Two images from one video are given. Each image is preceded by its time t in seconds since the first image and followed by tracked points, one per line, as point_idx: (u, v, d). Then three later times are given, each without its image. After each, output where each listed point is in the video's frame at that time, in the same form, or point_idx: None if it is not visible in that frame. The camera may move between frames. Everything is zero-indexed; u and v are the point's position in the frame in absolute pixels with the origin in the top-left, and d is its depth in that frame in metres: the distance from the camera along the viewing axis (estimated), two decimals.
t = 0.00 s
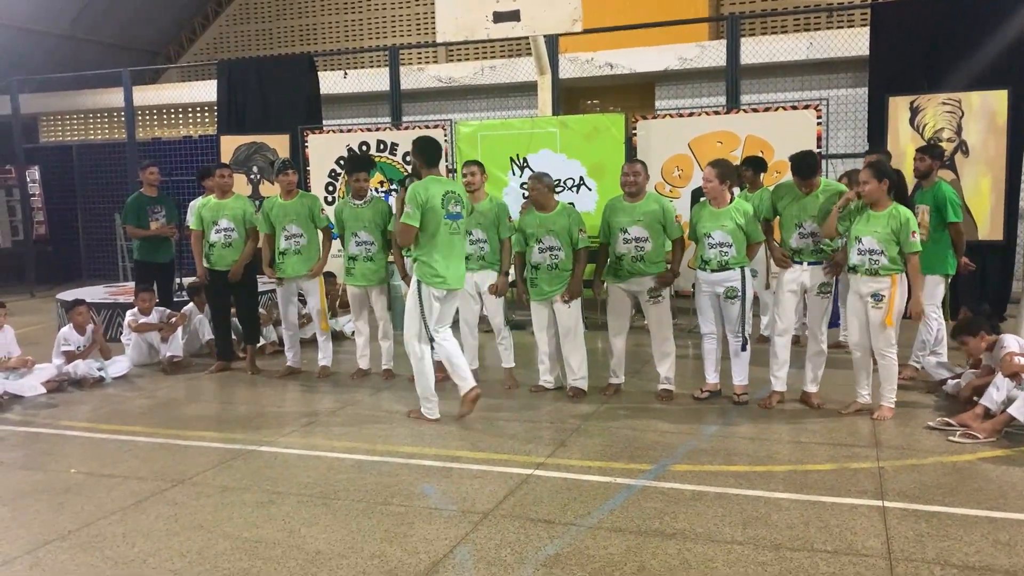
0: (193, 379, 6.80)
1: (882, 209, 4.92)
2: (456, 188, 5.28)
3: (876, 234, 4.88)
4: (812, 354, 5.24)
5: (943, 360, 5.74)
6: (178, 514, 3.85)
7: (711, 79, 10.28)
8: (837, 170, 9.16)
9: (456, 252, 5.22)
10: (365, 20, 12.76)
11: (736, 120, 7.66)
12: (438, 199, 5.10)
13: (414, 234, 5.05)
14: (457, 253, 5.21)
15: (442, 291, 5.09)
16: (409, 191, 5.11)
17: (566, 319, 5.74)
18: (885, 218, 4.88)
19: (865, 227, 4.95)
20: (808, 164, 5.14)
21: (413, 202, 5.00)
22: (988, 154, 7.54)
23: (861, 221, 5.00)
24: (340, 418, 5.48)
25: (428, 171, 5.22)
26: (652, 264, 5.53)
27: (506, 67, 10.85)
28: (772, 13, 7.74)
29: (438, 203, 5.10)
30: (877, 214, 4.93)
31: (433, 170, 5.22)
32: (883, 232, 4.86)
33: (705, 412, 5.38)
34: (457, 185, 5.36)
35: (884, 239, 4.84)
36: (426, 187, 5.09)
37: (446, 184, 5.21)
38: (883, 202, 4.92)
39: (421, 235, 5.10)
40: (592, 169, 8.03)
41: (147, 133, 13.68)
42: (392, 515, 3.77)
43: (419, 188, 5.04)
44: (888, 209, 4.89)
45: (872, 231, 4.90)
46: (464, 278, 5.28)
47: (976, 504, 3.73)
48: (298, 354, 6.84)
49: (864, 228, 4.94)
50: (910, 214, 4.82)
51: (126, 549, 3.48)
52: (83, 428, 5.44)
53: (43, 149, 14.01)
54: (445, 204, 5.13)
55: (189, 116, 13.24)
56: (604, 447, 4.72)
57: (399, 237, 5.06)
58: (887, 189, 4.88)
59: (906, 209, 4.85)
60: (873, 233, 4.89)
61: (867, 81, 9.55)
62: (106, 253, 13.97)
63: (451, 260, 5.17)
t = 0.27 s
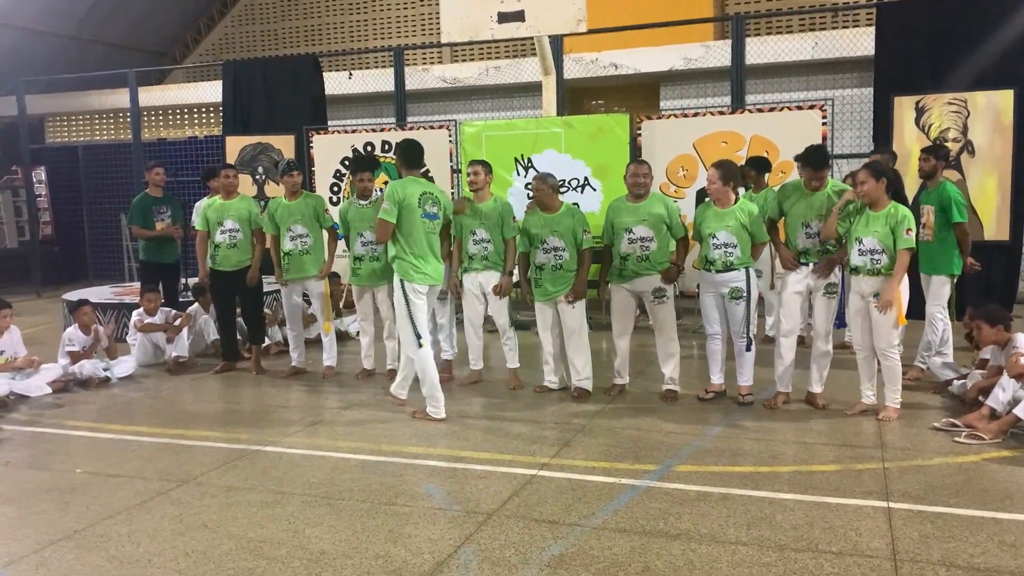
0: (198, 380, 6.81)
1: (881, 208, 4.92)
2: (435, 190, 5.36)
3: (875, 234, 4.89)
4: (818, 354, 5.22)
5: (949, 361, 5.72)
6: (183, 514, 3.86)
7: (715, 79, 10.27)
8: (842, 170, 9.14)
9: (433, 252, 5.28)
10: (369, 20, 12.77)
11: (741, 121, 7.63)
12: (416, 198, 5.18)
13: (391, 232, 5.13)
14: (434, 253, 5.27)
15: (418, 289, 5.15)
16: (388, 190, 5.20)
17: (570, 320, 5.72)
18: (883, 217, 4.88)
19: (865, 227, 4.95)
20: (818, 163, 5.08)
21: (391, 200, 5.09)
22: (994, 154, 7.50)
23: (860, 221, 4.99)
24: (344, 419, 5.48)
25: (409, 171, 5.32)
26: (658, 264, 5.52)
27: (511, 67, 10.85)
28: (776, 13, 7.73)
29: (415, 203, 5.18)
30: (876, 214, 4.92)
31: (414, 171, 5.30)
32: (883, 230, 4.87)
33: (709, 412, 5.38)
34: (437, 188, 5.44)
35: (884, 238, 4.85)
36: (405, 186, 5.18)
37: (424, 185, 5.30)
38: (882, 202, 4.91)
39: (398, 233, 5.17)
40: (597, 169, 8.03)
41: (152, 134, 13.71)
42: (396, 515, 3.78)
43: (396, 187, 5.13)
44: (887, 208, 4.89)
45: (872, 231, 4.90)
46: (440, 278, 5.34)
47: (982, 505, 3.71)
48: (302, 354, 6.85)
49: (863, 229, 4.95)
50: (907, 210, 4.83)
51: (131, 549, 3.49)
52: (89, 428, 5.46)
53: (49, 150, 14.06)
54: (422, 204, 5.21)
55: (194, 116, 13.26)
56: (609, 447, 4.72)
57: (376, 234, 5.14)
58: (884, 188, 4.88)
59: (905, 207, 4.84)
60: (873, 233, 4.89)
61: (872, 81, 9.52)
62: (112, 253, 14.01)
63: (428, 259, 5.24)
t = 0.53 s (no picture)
0: (203, 380, 6.83)
1: (880, 209, 4.89)
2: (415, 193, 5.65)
3: (876, 236, 4.85)
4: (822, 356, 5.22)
5: (954, 362, 5.70)
6: (188, 514, 3.87)
7: (720, 80, 10.26)
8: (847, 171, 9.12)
9: (408, 251, 5.55)
10: (374, 21, 12.79)
11: (746, 121, 7.63)
12: (393, 197, 5.48)
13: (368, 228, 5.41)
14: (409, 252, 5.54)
15: (389, 284, 5.43)
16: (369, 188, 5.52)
17: (574, 320, 5.72)
18: (883, 218, 4.85)
19: (866, 229, 4.92)
20: (824, 158, 5.04)
21: (368, 196, 5.38)
22: (1000, 155, 7.48)
23: (861, 223, 4.96)
24: (349, 419, 5.49)
25: (393, 172, 5.63)
26: (663, 264, 5.52)
27: (516, 68, 10.85)
28: (782, 13, 7.72)
29: (392, 202, 5.48)
30: (875, 215, 4.90)
31: (398, 172, 5.61)
32: (883, 232, 4.83)
33: (713, 413, 5.37)
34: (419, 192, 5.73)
35: (884, 240, 4.81)
36: (385, 185, 5.49)
37: (404, 187, 5.59)
38: (881, 202, 4.88)
39: (375, 229, 5.47)
40: (602, 170, 8.02)
41: (157, 134, 13.74)
42: (401, 516, 3.78)
43: (375, 184, 5.44)
44: (886, 209, 4.86)
45: (872, 233, 4.87)
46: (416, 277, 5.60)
47: (987, 507, 3.70)
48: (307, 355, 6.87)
49: (864, 231, 4.92)
50: (910, 212, 4.78)
51: (136, 548, 3.50)
52: (94, 427, 5.48)
53: (55, 151, 14.10)
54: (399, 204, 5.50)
55: (199, 117, 13.29)
56: (613, 448, 4.72)
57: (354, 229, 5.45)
58: (884, 188, 4.84)
59: (904, 208, 4.81)
60: (874, 235, 4.86)
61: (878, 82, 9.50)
62: (117, 253, 14.05)
63: (402, 257, 5.51)
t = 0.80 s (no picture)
0: (206, 379, 6.84)
1: (881, 210, 4.86)
2: (395, 188, 5.64)
3: (878, 238, 4.84)
4: (826, 356, 5.21)
5: (959, 364, 5.67)
6: (191, 514, 3.88)
7: (724, 80, 10.25)
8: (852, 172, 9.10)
9: (387, 248, 5.59)
10: (378, 22, 12.80)
11: (750, 122, 7.62)
12: (367, 195, 5.52)
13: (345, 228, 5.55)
14: (388, 249, 5.57)
15: (366, 282, 5.52)
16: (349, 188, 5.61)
17: (579, 320, 5.72)
18: (884, 220, 4.83)
19: (868, 232, 4.90)
20: (830, 153, 5.03)
21: (341, 198, 5.52)
22: (1005, 155, 7.46)
23: (864, 225, 4.94)
24: (352, 419, 5.50)
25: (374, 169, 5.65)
26: (668, 265, 5.52)
27: (520, 68, 10.85)
28: (786, 14, 7.70)
29: (365, 200, 5.53)
30: (877, 216, 4.87)
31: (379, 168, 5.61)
32: (884, 234, 4.81)
33: (716, 414, 5.37)
34: (402, 187, 5.70)
35: (886, 242, 4.79)
36: (359, 185, 5.55)
37: (381, 183, 5.60)
38: (882, 203, 4.86)
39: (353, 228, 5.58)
40: (605, 170, 8.02)
41: (161, 135, 13.77)
42: (404, 516, 3.78)
43: (348, 185, 5.54)
44: (887, 210, 4.83)
45: (874, 235, 4.86)
46: (400, 274, 5.64)
47: (991, 508, 3.69)
48: (311, 355, 6.87)
49: (866, 233, 4.90)
50: (910, 212, 4.75)
51: (140, 548, 3.51)
52: (98, 427, 5.49)
53: (59, 151, 14.14)
54: (373, 202, 5.54)
55: (203, 117, 13.32)
56: (617, 448, 4.72)
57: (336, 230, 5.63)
58: (886, 189, 4.82)
59: (906, 208, 4.78)
60: (876, 237, 4.84)
61: (882, 82, 9.48)
62: (121, 253, 14.08)
63: (380, 255, 5.56)
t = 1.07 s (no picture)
0: (210, 379, 6.85)
1: (895, 210, 4.86)
2: (364, 190, 5.54)
3: (890, 239, 4.83)
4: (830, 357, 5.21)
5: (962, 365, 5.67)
6: (194, 513, 3.88)
7: (727, 80, 10.25)
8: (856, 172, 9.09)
9: (359, 252, 5.54)
10: (381, 22, 12.81)
11: (753, 122, 7.61)
12: (333, 200, 5.54)
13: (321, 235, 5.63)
14: (359, 253, 5.52)
15: (342, 287, 5.55)
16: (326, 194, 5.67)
17: (581, 320, 5.71)
18: (897, 221, 4.82)
19: (881, 233, 4.89)
20: (834, 151, 5.03)
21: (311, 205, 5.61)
22: (1010, 155, 7.45)
23: (877, 226, 4.94)
24: (355, 418, 5.50)
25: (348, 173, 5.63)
26: (672, 265, 5.52)
27: (523, 69, 10.85)
28: (790, 14, 7.69)
29: (332, 205, 5.54)
30: (891, 217, 4.87)
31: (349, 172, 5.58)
32: (897, 236, 4.80)
33: (720, 415, 5.36)
34: (374, 188, 5.58)
35: (899, 243, 4.79)
36: (328, 190, 5.57)
37: (349, 187, 5.55)
38: (895, 204, 4.86)
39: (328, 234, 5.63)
40: (608, 170, 8.02)
41: (165, 134, 13.79)
42: (406, 516, 3.78)
43: (318, 191, 5.61)
44: (901, 211, 4.82)
45: (886, 236, 4.85)
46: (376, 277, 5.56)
47: (995, 510, 3.69)
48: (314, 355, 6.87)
49: (879, 234, 4.90)
50: (925, 215, 4.75)
51: (143, 547, 3.52)
52: (102, 426, 5.50)
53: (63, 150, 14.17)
54: (340, 206, 5.52)
55: (206, 117, 13.34)
56: (620, 448, 4.72)
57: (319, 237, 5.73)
58: (900, 191, 4.81)
59: (919, 209, 4.76)
60: (888, 239, 4.84)
61: (886, 82, 9.47)
62: (125, 253, 14.10)
63: (352, 259, 5.53)
